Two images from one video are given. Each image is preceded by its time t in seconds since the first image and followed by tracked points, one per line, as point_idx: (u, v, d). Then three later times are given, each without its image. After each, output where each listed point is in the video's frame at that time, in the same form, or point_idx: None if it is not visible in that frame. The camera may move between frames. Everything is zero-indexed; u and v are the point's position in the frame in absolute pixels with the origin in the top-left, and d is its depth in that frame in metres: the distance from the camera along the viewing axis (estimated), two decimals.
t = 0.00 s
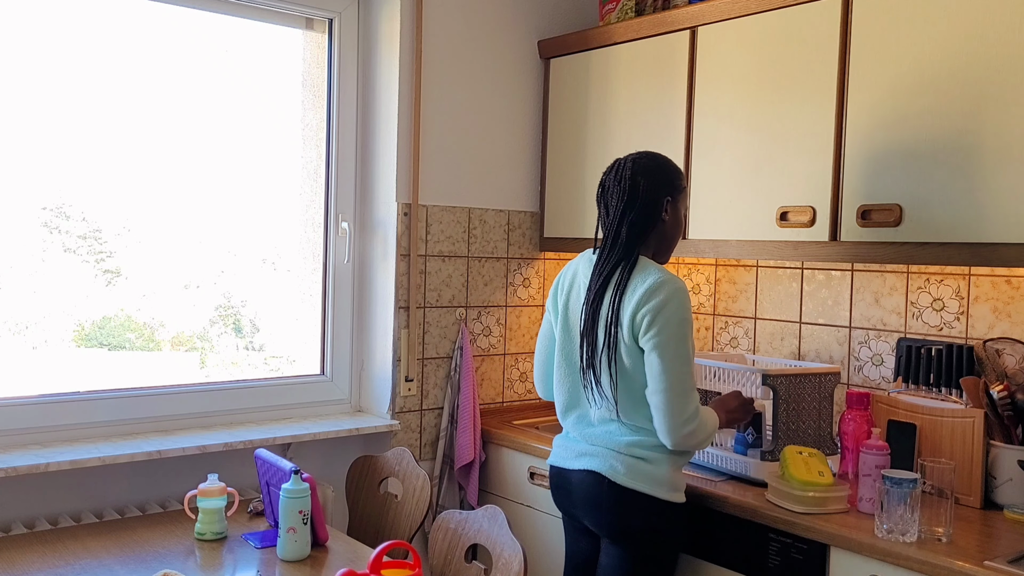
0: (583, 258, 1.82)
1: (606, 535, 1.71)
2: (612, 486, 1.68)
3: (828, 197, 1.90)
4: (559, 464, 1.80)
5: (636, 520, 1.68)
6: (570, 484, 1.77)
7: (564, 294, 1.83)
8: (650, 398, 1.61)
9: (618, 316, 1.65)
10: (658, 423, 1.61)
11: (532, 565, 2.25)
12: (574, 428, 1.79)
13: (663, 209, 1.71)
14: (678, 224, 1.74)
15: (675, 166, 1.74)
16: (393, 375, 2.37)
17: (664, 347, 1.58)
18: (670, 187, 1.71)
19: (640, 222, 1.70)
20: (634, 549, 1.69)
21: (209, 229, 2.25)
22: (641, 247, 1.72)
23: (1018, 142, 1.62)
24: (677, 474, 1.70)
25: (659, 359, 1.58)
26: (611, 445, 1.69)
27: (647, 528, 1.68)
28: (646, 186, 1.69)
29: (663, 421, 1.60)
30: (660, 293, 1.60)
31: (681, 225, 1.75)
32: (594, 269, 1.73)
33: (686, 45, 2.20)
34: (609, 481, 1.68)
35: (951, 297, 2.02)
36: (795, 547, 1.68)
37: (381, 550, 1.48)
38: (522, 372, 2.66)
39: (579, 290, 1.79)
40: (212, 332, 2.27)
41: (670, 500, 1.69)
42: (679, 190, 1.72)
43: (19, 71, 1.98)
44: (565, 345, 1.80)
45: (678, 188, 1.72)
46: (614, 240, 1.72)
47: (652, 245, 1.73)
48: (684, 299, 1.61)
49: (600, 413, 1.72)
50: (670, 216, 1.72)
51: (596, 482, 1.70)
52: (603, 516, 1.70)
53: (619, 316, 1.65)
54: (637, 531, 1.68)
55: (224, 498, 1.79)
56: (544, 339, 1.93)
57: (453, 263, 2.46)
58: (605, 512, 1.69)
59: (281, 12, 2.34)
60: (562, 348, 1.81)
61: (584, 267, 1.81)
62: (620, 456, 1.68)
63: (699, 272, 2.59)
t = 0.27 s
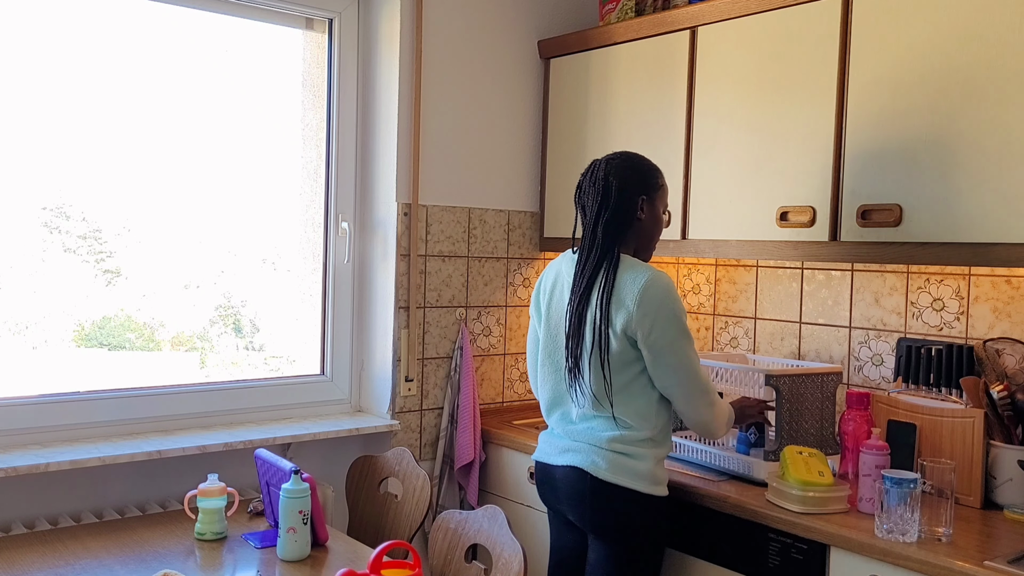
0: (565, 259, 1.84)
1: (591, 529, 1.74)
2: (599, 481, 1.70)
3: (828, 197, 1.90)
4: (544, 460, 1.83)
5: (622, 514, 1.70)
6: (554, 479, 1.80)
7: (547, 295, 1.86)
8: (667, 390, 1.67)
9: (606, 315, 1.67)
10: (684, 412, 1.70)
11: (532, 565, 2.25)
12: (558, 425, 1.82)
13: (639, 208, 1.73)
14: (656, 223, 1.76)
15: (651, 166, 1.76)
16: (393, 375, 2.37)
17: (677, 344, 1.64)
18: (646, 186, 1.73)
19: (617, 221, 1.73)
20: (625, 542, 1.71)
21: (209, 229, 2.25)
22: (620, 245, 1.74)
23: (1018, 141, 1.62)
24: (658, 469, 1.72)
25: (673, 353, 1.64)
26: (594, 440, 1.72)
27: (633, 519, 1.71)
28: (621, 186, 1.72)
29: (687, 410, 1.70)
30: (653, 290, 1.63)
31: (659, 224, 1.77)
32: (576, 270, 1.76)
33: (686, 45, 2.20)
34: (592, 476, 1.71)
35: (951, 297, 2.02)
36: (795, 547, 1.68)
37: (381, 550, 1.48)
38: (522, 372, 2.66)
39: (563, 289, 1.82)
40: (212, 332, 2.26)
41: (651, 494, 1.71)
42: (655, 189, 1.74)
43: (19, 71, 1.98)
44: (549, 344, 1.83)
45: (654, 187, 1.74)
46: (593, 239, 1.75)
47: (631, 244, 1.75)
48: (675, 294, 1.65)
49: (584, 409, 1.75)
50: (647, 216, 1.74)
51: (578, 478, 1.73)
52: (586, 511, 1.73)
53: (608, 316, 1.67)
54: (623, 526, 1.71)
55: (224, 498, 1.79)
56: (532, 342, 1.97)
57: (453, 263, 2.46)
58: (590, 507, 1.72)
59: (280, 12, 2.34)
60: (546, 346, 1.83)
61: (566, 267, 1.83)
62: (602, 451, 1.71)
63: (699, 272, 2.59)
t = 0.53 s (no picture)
0: (554, 259, 1.86)
1: (568, 525, 1.74)
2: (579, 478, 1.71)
3: (827, 197, 1.90)
4: (527, 455, 1.85)
5: (603, 513, 1.70)
6: (534, 474, 1.81)
7: (537, 293, 1.88)
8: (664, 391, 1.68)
9: (587, 314, 1.69)
10: (675, 403, 1.70)
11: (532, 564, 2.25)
12: (542, 420, 1.83)
13: (624, 209, 1.75)
14: (643, 224, 1.77)
15: (639, 167, 1.77)
16: (393, 375, 2.37)
17: (662, 335, 1.65)
18: (632, 187, 1.74)
19: (603, 222, 1.75)
20: (608, 541, 1.72)
21: (209, 229, 2.25)
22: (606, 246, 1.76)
23: (1018, 141, 1.62)
24: (634, 466, 1.72)
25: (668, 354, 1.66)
26: (572, 436, 1.74)
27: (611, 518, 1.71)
28: (605, 186, 1.74)
29: (677, 401, 1.70)
30: (634, 284, 1.64)
31: (646, 226, 1.78)
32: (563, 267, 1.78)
33: (686, 45, 2.20)
34: (567, 472, 1.72)
35: (951, 297, 2.02)
36: (795, 547, 1.68)
37: (381, 550, 1.48)
38: (522, 372, 2.66)
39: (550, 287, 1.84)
40: (212, 332, 2.27)
41: (630, 490, 1.72)
42: (641, 190, 1.75)
43: (19, 71, 1.98)
44: (537, 340, 1.85)
45: (639, 188, 1.75)
46: (581, 239, 1.77)
47: (619, 245, 1.76)
48: (656, 293, 1.65)
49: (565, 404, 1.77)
50: (632, 217, 1.76)
51: (554, 473, 1.74)
52: (562, 506, 1.73)
53: (591, 311, 1.68)
54: (602, 523, 1.71)
55: (224, 498, 1.79)
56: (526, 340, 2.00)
57: (453, 263, 2.46)
58: (564, 502, 1.73)
59: (280, 11, 2.34)
60: (534, 342, 1.85)
61: (555, 267, 1.85)
62: (577, 447, 1.72)
63: (699, 272, 2.59)
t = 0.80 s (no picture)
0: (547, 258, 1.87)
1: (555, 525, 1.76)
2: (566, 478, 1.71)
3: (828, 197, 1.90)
4: (518, 453, 1.86)
5: (589, 513, 1.70)
6: (523, 472, 1.83)
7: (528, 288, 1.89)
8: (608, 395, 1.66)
9: (563, 310, 1.70)
10: (616, 409, 1.66)
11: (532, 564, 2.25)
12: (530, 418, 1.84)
13: (613, 210, 1.74)
14: (633, 226, 1.76)
15: (632, 169, 1.76)
16: (393, 375, 2.37)
17: (618, 336, 1.63)
18: (623, 189, 1.73)
19: (592, 221, 1.74)
20: (595, 542, 1.71)
21: (209, 229, 2.25)
22: (593, 246, 1.75)
23: (1018, 141, 1.62)
24: (618, 464, 1.71)
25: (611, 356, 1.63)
26: (555, 435, 1.74)
27: (596, 518, 1.70)
28: (596, 186, 1.73)
29: (619, 409, 1.66)
30: (609, 280, 1.64)
31: (636, 228, 1.77)
32: (550, 264, 1.79)
33: (687, 45, 2.20)
34: (551, 471, 1.73)
35: (951, 297, 2.02)
36: (795, 547, 1.68)
37: (381, 550, 1.48)
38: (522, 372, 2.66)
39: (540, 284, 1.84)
40: (212, 332, 2.27)
41: (615, 488, 1.71)
42: (633, 193, 1.74)
43: (19, 71, 1.98)
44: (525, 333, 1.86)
45: (630, 190, 1.74)
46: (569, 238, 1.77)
47: (606, 245, 1.76)
48: (629, 295, 1.64)
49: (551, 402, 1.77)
50: (622, 219, 1.74)
51: (539, 471, 1.76)
52: (547, 505, 1.75)
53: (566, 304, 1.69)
54: (586, 525, 1.71)
55: (224, 498, 1.79)
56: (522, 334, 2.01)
57: (453, 263, 2.46)
58: (549, 502, 1.74)
59: (281, 11, 2.34)
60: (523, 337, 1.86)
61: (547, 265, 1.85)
62: (560, 446, 1.73)
63: (699, 272, 2.59)
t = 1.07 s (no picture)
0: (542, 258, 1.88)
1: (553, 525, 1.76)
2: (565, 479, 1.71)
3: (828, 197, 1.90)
4: (515, 453, 1.87)
5: (585, 514, 1.70)
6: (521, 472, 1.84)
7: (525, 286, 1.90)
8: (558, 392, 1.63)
9: (546, 306, 1.71)
10: (559, 404, 1.62)
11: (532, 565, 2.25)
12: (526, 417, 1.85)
13: (604, 213, 1.74)
14: (624, 230, 1.75)
15: (626, 171, 1.75)
16: (393, 375, 2.37)
17: (576, 332, 1.61)
18: (614, 191, 1.72)
19: (582, 224, 1.74)
20: (591, 544, 1.71)
21: (209, 229, 2.25)
22: (582, 248, 1.75)
23: (1018, 142, 1.62)
24: (610, 463, 1.70)
25: (565, 351, 1.61)
26: (548, 436, 1.74)
27: (593, 519, 1.70)
28: (587, 188, 1.73)
29: (562, 406, 1.62)
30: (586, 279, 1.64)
31: (627, 231, 1.76)
32: (541, 262, 1.79)
33: (687, 45, 2.20)
34: (546, 472, 1.74)
35: (951, 297, 2.02)
36: (795, 547, 1.68)
37: (381, 550, 1.48)
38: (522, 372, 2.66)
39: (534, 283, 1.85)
40: (212, 332, 2.27)
41: (611, 488, 1.71)
42: (625, 195, 1.74)
43: (19, 71, 1.98)
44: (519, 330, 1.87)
45: (621, 193, 1.73)
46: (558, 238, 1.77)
47: (596, 248, 1.76)
48: (602, 293, 1.62)
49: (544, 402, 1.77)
50: (613, 222, 1.74)
51: (536, 472, 1.76)
52: (544, 506, 1.76)
53: (548, 301, 1.70)
54: (583, 526, 1.71)
55: (224, 498, 1.79)
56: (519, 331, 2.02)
57: (453, 264, 2.46)
58: (548, 502, 1.74)
59: (281, 11, 2.34)
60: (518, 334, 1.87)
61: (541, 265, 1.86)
62: (554, 447, 1.73)
63: (699, 272, 2.58)
